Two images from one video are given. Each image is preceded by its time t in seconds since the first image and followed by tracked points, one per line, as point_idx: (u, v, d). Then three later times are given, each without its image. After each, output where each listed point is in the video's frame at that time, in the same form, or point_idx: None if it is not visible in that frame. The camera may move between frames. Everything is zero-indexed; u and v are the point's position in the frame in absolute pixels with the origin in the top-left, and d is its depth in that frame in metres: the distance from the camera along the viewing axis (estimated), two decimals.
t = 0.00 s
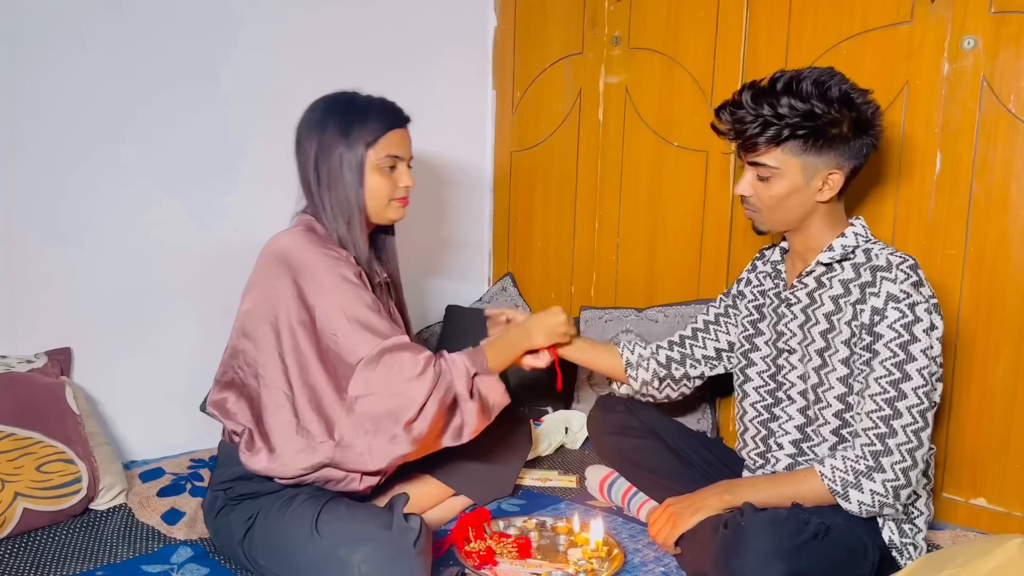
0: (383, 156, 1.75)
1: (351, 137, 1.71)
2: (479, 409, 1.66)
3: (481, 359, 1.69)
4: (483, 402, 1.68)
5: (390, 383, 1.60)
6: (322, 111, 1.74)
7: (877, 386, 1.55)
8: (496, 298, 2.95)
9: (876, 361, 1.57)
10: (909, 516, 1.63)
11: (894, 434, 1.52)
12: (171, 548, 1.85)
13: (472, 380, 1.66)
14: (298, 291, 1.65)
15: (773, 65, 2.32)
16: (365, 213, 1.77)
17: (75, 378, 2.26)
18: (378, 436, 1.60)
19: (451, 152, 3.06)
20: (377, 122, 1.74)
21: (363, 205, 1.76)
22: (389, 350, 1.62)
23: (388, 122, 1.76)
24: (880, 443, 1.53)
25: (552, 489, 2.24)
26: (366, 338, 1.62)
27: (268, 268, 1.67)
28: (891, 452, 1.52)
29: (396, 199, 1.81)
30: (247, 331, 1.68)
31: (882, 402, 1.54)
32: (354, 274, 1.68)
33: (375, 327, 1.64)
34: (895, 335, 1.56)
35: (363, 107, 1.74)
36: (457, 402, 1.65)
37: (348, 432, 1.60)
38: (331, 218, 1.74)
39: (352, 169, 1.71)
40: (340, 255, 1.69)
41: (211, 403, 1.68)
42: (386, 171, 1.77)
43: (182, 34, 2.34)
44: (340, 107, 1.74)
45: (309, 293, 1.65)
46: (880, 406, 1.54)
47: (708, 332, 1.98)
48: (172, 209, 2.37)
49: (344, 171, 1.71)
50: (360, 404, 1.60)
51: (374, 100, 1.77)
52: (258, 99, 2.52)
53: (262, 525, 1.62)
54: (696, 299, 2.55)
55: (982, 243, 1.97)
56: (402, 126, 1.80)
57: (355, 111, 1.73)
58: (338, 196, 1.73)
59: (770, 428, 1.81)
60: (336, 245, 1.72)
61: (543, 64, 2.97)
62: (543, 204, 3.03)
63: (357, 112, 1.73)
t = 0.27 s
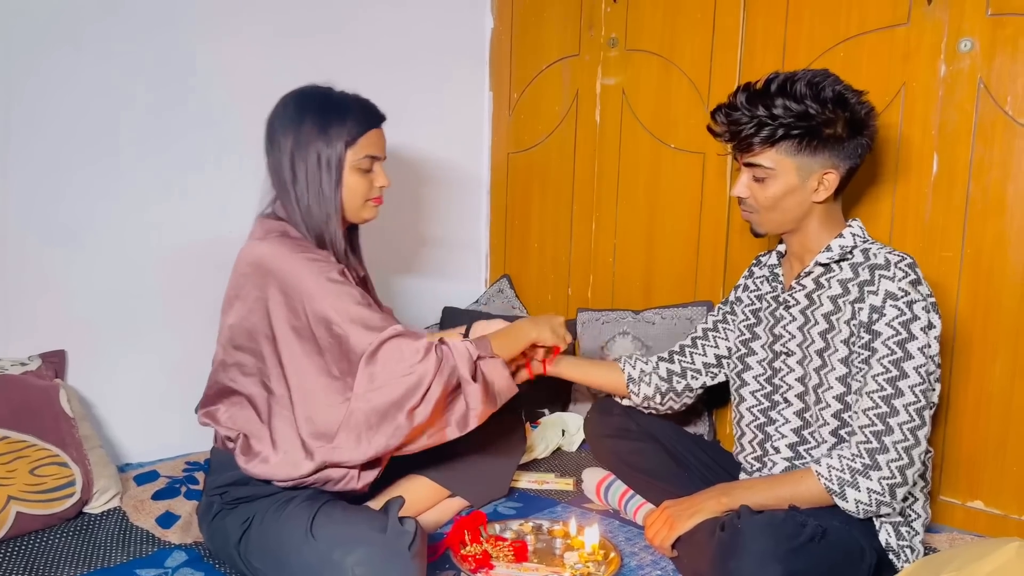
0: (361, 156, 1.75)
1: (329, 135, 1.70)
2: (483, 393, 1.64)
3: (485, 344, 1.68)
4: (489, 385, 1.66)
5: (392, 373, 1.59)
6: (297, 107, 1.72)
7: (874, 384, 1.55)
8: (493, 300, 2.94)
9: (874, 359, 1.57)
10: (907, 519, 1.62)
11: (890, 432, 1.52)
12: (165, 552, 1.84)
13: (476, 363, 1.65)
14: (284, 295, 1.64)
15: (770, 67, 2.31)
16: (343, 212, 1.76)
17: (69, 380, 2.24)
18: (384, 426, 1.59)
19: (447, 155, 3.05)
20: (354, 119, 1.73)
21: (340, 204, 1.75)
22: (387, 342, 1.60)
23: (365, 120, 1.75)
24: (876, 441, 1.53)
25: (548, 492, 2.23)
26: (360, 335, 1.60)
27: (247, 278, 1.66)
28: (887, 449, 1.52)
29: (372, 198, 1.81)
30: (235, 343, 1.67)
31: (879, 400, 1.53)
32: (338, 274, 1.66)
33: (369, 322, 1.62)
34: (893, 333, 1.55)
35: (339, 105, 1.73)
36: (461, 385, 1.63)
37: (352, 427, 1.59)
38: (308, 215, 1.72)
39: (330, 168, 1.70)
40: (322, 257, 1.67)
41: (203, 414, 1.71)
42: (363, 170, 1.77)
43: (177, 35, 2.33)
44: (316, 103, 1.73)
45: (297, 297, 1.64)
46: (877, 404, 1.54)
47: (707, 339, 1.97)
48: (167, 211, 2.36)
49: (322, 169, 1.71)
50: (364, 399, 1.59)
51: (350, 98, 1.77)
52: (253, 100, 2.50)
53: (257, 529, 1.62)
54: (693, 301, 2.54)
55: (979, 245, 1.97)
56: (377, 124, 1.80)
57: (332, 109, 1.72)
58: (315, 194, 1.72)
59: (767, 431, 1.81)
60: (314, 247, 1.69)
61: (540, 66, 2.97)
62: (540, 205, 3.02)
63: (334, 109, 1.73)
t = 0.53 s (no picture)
0: (351, 158, 1.75)
1: (320, 137, 1.70)
2: (472, 409, 1.65)
3: (477, 361, 1.68)
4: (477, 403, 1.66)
5: (379, 388, 1.59)
6: (286, 107, 1.71)
7: (876, 383, 1.55)
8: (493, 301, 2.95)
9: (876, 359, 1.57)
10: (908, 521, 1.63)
11: (892, 432, 1.52)
12: (165, 553, 1.84)
13: (464, 380, 1.65)
14: (272, 303, 1.64)
15: (770, 68, 2.31)
16: (331, 214, 1.77)
17: (69, 381, 2.24)
18: (371, 444, 1.59)
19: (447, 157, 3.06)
20: (344, 121, 1.72)
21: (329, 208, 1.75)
22: (374, 356, 1.60)
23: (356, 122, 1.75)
24: (877, 441, 1.53)
25: (548, 493, 2.23)
26: (349, 346, 1.61)
27: (237, 286, 1.66)
28: (888, 449, 1.52)
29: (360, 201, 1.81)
30: (228, 351, 1.67)
31: (881, 399, 1.54)
32: (328, 283, 1.66)
33: (359, 333, 1.62)
34: (896, 333, 1.56)
35: (330, 107, 1.72)
36: (448, 404, 1.64)
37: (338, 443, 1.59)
38: (297, 216, 1.73)
39: (319, 172, 1.70)
40: (310, 264, 1.66)
41: (198, 419, 1.71)
42: (353, 173, 1.76)
43: (178, 36, 2.33)
44: (306, 104, 1.71)
45: (285, 306, 1.64)
46: (879, 403, 1.54)
47: (706, 341, 1.97)
48: (167, 212, 2.37)
49: (311, 172, 1.71)
50: (351, 413, 1.59)
51: (341, 98, 1.75)
52: (253, 101, 2.50)
53: (257, 531, 1.62)
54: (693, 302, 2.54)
55: (979, 247, 1.97)
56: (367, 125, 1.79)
57: (322, 111, 1.71)
58: (304, 197, 1.72)
59: (767, 433, 1.81)
60: (302, 253, 1.69)
61: (539, 67, 2.97)
62: (540, 206, 3.02)
63: (324, 111, 1.71)
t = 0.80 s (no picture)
0: (345, 162, 1.74)
1: (313, 141, 1.69)
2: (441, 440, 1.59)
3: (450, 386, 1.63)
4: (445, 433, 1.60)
5: (352, 410, 1.56)
6: (281, 112, 1.71)
7: (877, 387, 1.55)
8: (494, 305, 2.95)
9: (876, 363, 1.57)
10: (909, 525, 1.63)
11: (893, 436, 1.52)
12: (166, 557, 1.84)
13: (434, 409, 1.60)
14: (258, 309, 1.63)
15: (770, 72, 2.32)
16: (325, 218, 1.76)
17: (70, 385, 2.25)
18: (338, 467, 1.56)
19: (447, 161, 3.06)
20: (338, 125, 1.71)
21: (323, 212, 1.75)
22: (350, 376, 1.58)
23: (349, 126, 1.74)
24: (877, 445, 1.53)
25: (549, 497, 2.23)
26: (330, 364, 1.59)
27: (229, 291, 1.66)
28: (889, 453, 1.52)
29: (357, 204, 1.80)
30: (217, 356, 1.67)
31: (881, 403, 1.54)
32: (314, 295, 1.65)
33: (339, 351, 1.60)
34: (896, 337, 1.56)
35: (324, 111, 1.71)
36: (418, 432, 1.59)
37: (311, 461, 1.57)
38: (289, 221, 1.73)
39: (312, 177, 1.70)
40: (300, 271, 1.66)
41: (198, 423, 1.72)
42: (348, 177, 1.76)
43: (180, 40, 2.34)
44: (301, 108, 1.71)
45: (271, 313, 1.63)
46: (880, 407, 1.54)
47: (707, 345, 1.97)
48: (168, 216, 2.37)
49: (304, 176, 1.70)
50: (321, 433, 1.56)
51: (336, 102, 1.75)
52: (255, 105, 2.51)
53: (258, 535, 1.62)
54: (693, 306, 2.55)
55: (980, 251, 1.97)
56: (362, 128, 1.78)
57: (315, 116, 1.70)
58: (297, 203, 1.72)
59: (768, 438, 1.81)
60: (296, 260, 1.68)
61: (540, 71, 2.97)
62: (541, 210, 3.03)
63: (318, 115, 1.71)
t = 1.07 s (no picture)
0: (332, 153, 1.71)
1: (300, 138, 1.68)
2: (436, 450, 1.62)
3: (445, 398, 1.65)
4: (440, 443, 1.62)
5: (351, 414, 1.56)
6: (273, 113, 1.72)
7: (878, 387, 1.55)
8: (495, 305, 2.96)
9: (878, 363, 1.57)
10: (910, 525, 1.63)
11: (894, 435, 1.53)
12: (167, 557, 1.84)
13: (429, 416, 1.62)
14: (261, 308, 1.63)
15: (771, 73, 2.32)
16: (320, 214, 1.74)
17: (71, 384, 2.25)
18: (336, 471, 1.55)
19: (448, 162, 3.07)
20: (323, 118, 1.70)
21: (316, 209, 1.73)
22: (350, 381, 1.57)
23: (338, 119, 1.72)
24: (878, 444, 1.53)
25: (550, 497, 2.24)
26: (331, 368, 1.59)
27: (233, 289, 1.66)
28: (890, 452, 1.52)
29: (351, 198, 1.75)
30: (221, 354, 1.67)
31: (883, 403, 1.54)
32: (316, 297, 1.64)
33: (339, 356, 1.60)
34: (898, 337, 1.56)
35: (311, 106, 1.71)
36: (413, 440, 1.61)
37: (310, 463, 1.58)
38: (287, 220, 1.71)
39: (300, 172, 1.69)
40: (305, 272, 1.66)
41: (200, 421, 1.72)
42: (337, 170, 1.72)
43: (183, 40, 2.34)
44: (290, 108, 1.71)
45: (274, 313, 1.63)
46: (881, 407, 1.54)
47: (708, 345, 1.97)
48: (170, 216, 2.37)
49: (293, 173, 1.69)
50: (320, 436, 1.55)
51: (325, 97, 1.74)
52: (256, 105, 2.51)
53: (259, 535, 1.62)
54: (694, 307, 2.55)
55: (981, 252, 1.97)
56: (354, 120, 1.76)
57: (302, 112, 1.70)
58: (291, 201, 1.70)
59: (770, 438, 1.81)
60: (302, 261, 1.68)
61: (541, 71, 2.98)
62: (542, 210, 3.03)
63: (306, 111, 1.71)
